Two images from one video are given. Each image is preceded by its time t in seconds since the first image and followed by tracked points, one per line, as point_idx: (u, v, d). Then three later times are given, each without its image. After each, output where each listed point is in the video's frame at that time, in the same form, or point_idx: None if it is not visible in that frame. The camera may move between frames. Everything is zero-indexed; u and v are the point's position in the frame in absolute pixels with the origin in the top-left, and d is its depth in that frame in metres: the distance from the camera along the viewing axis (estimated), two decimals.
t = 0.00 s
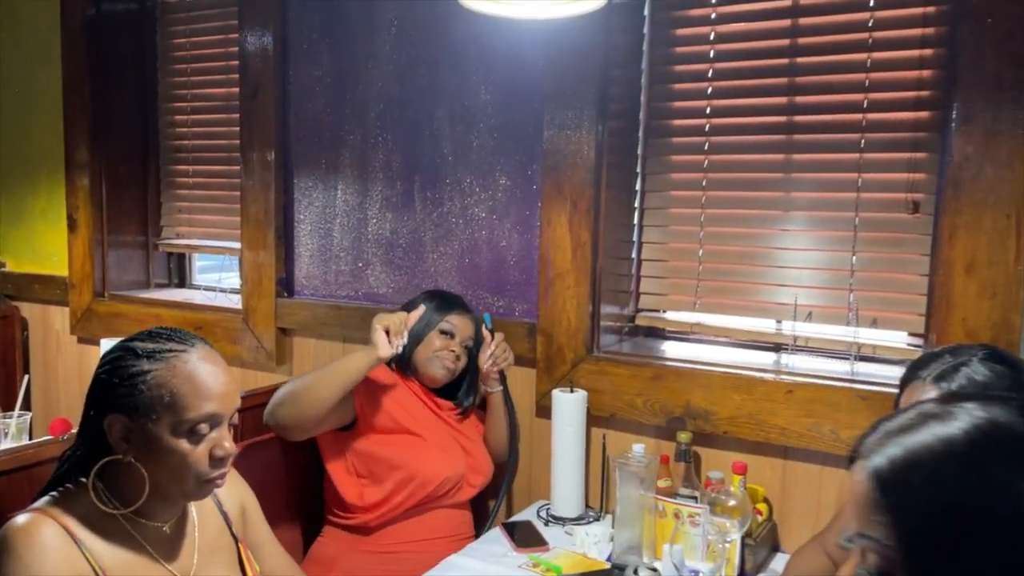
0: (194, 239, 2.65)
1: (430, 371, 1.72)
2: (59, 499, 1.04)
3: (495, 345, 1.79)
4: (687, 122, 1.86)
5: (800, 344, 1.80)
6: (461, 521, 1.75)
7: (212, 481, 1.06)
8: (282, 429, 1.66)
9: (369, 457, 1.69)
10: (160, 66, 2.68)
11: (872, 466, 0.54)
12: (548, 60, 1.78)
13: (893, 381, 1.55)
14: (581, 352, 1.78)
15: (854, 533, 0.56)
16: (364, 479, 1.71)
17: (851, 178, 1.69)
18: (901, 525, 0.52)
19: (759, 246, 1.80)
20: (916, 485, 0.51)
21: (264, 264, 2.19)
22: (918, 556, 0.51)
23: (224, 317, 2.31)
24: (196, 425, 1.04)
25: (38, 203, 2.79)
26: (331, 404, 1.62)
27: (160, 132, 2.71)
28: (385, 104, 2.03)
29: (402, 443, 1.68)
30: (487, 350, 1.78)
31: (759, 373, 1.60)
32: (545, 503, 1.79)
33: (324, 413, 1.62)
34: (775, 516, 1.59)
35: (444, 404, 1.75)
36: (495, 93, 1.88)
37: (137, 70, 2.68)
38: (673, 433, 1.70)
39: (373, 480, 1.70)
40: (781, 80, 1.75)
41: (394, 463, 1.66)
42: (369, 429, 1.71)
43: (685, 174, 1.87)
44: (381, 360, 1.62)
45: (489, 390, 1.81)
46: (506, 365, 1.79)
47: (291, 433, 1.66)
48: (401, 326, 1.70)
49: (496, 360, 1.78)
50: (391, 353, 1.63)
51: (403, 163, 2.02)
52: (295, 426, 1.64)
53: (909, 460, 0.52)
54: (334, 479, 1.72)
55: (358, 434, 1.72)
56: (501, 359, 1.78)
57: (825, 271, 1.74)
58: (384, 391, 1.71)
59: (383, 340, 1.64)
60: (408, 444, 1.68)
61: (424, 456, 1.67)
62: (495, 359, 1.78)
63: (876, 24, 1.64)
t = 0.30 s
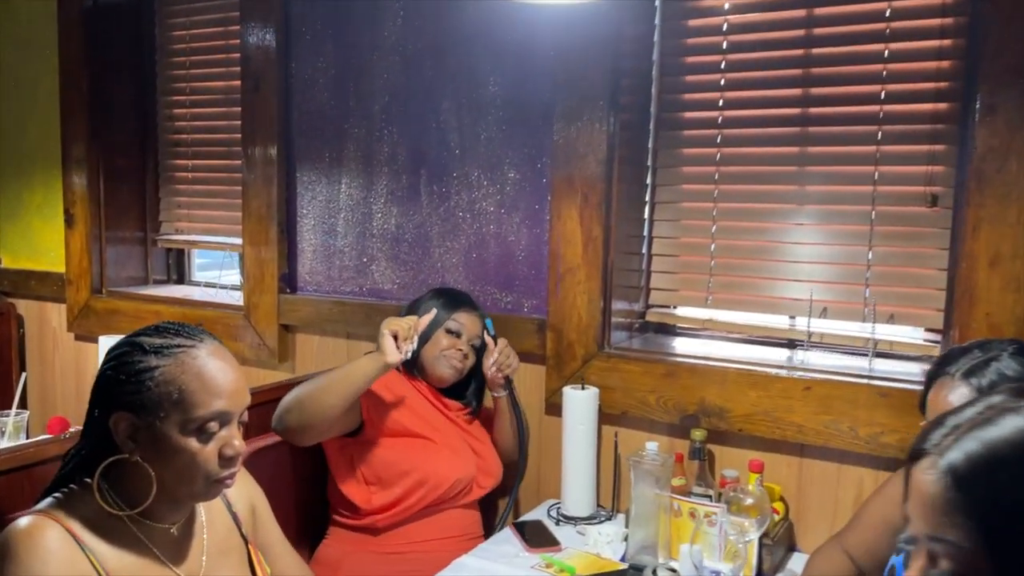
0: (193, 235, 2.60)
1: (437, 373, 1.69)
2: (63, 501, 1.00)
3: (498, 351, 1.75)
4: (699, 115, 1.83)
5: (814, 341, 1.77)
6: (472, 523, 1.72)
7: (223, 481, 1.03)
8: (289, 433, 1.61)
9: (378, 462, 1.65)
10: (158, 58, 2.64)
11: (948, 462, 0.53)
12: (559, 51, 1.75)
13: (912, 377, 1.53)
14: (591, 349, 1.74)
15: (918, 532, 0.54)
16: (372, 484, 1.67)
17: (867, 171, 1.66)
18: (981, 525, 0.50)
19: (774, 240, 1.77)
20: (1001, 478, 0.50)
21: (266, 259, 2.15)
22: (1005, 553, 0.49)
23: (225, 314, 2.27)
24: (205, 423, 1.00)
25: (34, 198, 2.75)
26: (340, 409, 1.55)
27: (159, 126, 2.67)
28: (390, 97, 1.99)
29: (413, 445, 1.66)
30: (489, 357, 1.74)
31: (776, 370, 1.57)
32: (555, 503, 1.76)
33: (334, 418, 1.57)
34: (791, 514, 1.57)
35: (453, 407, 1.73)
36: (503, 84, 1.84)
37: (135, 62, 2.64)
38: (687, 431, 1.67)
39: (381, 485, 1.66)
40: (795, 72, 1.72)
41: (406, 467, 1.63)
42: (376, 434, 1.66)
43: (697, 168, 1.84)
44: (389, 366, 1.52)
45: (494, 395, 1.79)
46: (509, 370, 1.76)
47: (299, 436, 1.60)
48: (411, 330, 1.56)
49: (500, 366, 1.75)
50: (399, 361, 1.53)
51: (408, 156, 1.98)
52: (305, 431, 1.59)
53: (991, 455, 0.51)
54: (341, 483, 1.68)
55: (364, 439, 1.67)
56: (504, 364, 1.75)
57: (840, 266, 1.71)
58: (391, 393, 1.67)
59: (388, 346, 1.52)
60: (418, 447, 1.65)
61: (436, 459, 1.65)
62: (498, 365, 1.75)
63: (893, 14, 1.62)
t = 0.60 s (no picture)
0: (195, 229, 2.56)
1: (448, 369, 1.65)
2: (76, 501, 0.96)
3: (527, 383, 1.71)
4: (716, 105, 1.80)
5: (834, 336, 1.74)
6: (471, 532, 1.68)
7: (242, 479, 0.99)
8: (300, 420, 1.58)
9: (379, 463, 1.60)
10: (158, 50, 2.59)
11: None
12: (575, 39, 1.71)
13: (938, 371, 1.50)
14: (608, 344, 1.71)
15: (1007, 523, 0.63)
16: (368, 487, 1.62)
17: (890, 162, 1.63)
18: None
19: (793, 232, 1.74)
20: None
21: (272, 253, 2.11)
22: None
23: (230, 309, 2.23)
24: (224, 419, 0.96)
25: (32, 192, 2.70)
26: (354, 392, 1.51)
27: (159, 119, 2.62)
28: (399, 87, 1.95)
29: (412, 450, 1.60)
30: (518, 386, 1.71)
31: (798, 364, 1.54)
32: (570, 501, 1.72)
33: (348, 402, 1.53)
34: (814, 513, 1.54)
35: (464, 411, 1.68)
36: (517, 74, 1.80)
37: (135, 53, 2.59)
38: (706, 427, 1.64)
39: (379, 487, 1.61)
40: (816, 61, 1.69)
41: (406, 472, 1.58)
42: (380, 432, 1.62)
43: (714, 159, 1.81)
44: (405, 342, 1.51)
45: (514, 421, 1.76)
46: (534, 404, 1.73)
47: (312, 422, 1.56)
48: (426, 305, 1.56)
49: (524, 398, 1.72)
50: (415, 335, 1.52)
51: (418, 148, 1.94)
52: (317, 420, 1.55)
53: None
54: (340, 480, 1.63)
55: (367, 437, 1.62)
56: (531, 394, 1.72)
57: (861, 258, 1.68)
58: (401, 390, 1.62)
59: (404, 319, 1.51)
60: (421, 451, 1.60)
61: (438, 465, 1.60)
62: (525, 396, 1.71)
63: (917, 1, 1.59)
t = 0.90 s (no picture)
0: (201, 231, 2.49)
1: (479, 370, 1.59)
2: (112, 530, 0.90)
3: (559, 351, 1.67)
4: (748, 105, 1.75)
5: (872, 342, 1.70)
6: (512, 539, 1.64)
7: (286, 505, 0.93)
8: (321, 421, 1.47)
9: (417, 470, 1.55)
10: (162, 46, 2.52)
11: None
12: (606, 37, 1.66)
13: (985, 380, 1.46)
14: (640, 351, 1.66)
15: None
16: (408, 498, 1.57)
17: (931, 164, 1.59)
18: None
19: (828, 237, 1.69)
20: None
21: (286, 256, 2.05)
22: None
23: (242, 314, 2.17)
24: (267, 442, 0.90)
25: (31, 193, 2.62)
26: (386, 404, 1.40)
27: (163, 117, 2.54)
28: (419, 85, 1.89)
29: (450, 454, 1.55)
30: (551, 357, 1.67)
31: (840, 373, 1.49)
32: (601, 513, 1.68)
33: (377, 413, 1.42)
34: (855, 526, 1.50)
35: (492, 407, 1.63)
36: (544, 72, 1.75)
37: (138, 50, 2.51)
38: (742, 437, 1.59)
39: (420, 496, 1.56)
40: (853, 60, 1.64)
41: (449, 476, 1.53)
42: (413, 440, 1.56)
43: (746, 161, 1.76)
44: (453, 366, 1.40)
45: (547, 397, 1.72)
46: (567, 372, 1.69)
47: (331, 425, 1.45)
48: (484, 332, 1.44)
49: (558, 366, 1.68)
50: (465, 362, 1.40)
51: (440, 147, 1.88)
52: (340, 424, 1.44)
53: None
54: (374, 492, 1.58)
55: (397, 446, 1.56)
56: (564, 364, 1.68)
57: (899, 264, 1.63)
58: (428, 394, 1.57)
59: (456, 341, 1.40)
60: (461, 453, 1.56)
61: (478, 466, 1.56)
62: (558, 365, 1.68)
63: None
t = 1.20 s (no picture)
0: (199, 227, 2.41)
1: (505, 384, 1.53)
2: (170, 543, 0.85)
3: (594, 391, 1.62)
4: (775, 98, 1.72)
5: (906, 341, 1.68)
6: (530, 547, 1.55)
7: (340, 519, 0.87)
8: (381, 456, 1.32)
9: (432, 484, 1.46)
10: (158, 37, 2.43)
11: None
12: (635, 27, 1.62)
13: None
14: (671, 350, 1.62)
15: None
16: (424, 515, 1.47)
17: (964, 159, 1.57)
18: None
19: (858, 233, 1.67)
20: None
21: (296, 253, 1.98)
22: None
23: (247, 314, 2.10)
24: (315, 459, 0.84)
25: (20, 188, 2.53)
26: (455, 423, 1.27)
27: (159, 110, 2.46)
28: (436, 78, 1.84)
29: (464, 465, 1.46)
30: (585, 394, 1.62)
31: (877, 371, 1.47)
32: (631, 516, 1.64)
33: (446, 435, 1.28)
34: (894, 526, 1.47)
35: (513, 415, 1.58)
36: (569, 63, 1.70)
37: (133, 40, 2.43)
38: (776, 437, 1.56)
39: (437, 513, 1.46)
40: (884, 53, 1.62)
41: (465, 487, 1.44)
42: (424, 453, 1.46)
43: (773, 155, 1.73)
44: (513, 365, 1.30)
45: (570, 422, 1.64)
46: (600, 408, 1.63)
47: (396, 460, 1.30)
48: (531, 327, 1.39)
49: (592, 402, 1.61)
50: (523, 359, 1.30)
51: (457, 142, 1.83)
52: (405, 454, 1.29)
53: None
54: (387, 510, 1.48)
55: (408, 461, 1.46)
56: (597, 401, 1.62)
57: (930, 260, 1.61)
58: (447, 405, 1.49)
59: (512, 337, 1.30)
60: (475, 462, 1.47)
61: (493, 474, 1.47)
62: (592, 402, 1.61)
63: None
